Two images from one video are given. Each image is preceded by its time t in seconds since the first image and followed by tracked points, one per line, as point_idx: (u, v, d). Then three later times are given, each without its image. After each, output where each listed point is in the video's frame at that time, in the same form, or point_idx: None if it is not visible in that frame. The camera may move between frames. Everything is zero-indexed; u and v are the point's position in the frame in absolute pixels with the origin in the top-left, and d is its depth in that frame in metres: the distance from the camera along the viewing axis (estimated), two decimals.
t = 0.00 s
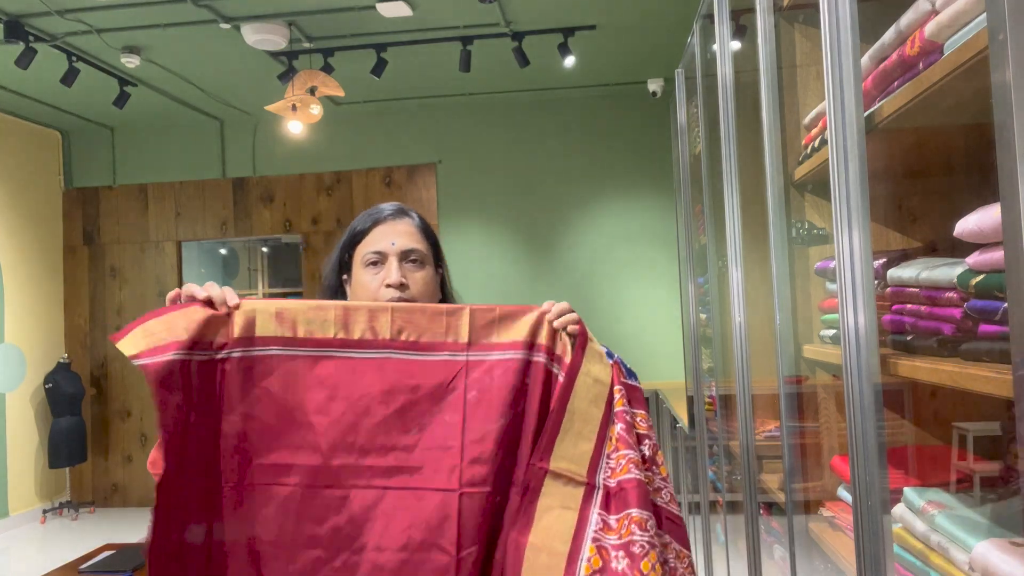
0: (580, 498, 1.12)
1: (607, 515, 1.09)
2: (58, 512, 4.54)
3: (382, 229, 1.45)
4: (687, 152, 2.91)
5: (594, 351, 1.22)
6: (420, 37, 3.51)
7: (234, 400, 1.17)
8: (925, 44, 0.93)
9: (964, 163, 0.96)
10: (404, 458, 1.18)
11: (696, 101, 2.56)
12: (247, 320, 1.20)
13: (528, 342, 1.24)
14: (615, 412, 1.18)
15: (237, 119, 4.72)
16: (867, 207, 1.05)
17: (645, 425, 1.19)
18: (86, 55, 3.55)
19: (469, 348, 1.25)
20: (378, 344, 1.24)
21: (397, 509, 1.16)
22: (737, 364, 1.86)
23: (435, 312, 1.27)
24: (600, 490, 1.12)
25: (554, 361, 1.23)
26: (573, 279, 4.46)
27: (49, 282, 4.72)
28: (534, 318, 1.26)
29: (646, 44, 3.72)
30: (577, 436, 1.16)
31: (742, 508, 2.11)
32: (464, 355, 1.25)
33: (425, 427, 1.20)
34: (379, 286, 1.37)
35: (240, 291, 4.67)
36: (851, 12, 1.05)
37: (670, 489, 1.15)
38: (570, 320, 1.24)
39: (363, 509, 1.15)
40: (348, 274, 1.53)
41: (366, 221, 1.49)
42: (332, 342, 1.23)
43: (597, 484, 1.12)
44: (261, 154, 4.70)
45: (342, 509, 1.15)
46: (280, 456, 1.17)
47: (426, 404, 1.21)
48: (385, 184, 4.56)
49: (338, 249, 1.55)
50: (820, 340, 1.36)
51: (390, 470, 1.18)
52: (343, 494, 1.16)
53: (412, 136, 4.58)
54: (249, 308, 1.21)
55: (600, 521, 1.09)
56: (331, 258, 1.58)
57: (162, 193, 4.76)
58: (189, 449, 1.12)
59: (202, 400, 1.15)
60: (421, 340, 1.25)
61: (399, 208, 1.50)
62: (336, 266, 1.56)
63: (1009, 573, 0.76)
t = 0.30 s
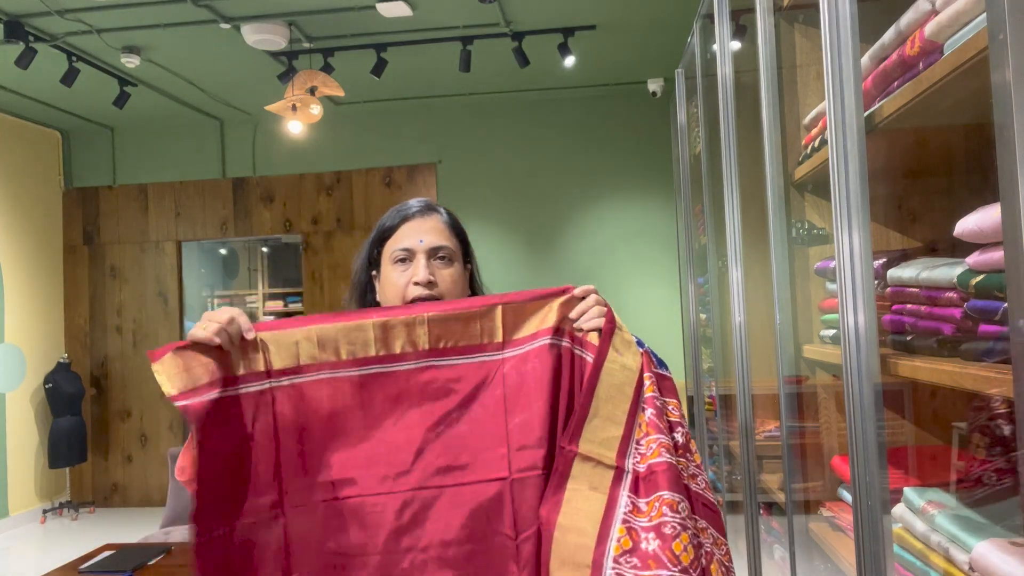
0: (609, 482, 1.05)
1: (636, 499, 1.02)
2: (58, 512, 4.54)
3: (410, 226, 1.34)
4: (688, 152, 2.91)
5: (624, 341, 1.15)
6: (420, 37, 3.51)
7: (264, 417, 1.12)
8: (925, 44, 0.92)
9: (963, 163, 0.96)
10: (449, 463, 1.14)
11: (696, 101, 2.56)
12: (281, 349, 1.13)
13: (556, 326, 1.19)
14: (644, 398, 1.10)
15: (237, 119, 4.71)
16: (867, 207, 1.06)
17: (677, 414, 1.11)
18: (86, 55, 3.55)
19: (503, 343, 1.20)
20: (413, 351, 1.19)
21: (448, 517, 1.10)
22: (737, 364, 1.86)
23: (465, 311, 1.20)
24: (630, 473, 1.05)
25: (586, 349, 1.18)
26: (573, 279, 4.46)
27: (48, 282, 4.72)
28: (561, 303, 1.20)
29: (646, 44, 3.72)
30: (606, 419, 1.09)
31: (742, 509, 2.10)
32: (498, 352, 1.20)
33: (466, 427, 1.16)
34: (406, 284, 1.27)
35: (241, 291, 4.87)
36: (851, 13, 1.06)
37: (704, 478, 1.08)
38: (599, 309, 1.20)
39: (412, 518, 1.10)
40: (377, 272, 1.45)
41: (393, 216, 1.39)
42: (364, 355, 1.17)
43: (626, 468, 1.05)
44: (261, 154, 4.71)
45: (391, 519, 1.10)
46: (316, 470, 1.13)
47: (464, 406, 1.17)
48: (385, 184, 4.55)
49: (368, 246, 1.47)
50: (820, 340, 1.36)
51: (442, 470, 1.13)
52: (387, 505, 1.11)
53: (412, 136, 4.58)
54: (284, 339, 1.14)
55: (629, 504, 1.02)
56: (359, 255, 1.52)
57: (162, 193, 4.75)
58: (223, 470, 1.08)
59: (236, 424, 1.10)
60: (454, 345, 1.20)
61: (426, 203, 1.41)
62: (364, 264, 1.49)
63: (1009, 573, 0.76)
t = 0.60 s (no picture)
0: (644, 492, 1.05)
1: (672, 508, 1.03)
2: (58, 512, 4.54)
3: (428, 226, 1.39)
4: (688, 152, 2.91)
5: (649, 348, 1.15)
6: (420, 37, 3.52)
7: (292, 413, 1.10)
8: (925, 44, 0.92)
9: (964, 164, 0.96)
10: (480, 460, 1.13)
11: (696, 102, 2.56)
12: (307, 338, 1.14)
13: (579, 329, 1.20)
14: (673, 407, 1.11)
15: (237, 119, 4.71)
16: (867, 207, 1.06)
17: (704, 422, 1.13)
18: (86, 55, 3.55)
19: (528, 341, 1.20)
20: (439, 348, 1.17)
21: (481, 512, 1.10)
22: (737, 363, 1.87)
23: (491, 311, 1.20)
24: (663, 482, 1.05)
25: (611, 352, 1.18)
26: (573, 279, 4.46)
27: (48, 282, 4.72)
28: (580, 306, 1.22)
29: (646, 44, 3.72)
30: (637, 428, 1.09)
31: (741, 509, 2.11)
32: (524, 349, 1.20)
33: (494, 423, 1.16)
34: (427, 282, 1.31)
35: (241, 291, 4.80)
36: (851, 13, 1.06)
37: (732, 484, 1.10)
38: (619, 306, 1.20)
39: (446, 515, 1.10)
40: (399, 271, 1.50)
41: (413, 217, 1.44)
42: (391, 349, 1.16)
43: (659, 477, 1.06)
44: (261, 154, 4.70)
45: (426, 517, 1.09)
46: (344, 468, 1.10)
47: (492, 403, 1.16)
48: (385, 184, 4.55)
49: (389, 247, 1.52)
50: (820, 340, 1.35)
51: (474, 467, 1.13)
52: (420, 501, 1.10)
53: (412, 136, 4.58)
54: (310, 327, 1.14)
55: (665, 513, 1.03)
56: (381, 257, 1.56)
57: (162, 193, 4.76)
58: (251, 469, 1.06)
59: (265, 420, 1.08)
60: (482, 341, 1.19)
61: (445, 203, 1.45)
62: (387, 264, 1.53)
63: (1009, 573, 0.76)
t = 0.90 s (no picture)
0: (676, 494, 1.09)
1: (701, 509, 1.08)
2: (58, 512, 4.54)
3: (440, 228, 1.39)
4: (688, 152, 2.91)
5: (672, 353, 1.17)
6: (420, 37, 3.52)
7: (311, 412, 1.13)
8: (925, 44, 0.92)
9: (964, 164, 0.96)
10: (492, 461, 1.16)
11: (696, 102, 2.56)
12: (328, 336, 1.17)
13: (597, 334, 1.21)
14: (694, 411, 1.16)
15: (237, 119, 4.71)
16: (866, 207, 1.06)
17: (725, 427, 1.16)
18: (86, 55, 3.55)
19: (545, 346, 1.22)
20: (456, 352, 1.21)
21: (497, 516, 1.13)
22: (737, 363, 1.87)
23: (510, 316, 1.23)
24: (691, 484, 1.10)
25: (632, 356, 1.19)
26: (573, 279, 4.46)
27: (48, 282, 4.72)
28: (599, 312, 1.23)
29: (646, 44, 3.72)
30: (665, 431, 1.12)
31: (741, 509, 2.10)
32: (541, 353, 1.22)
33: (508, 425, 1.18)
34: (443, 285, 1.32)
35: (241, 290, 4.79)
36: (851, 13, 1.06)
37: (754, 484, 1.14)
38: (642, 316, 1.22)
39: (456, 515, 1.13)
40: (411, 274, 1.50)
41: (422, 220, 1.44)
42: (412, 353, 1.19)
43: (688, 479, 1.10)
44: (261, 154, 4.70)
45: (437, 515, 1.13)
46: (359, 466, 1.14)
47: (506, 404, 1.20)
48: (385, 184, 4.55)
49: (399, 250, 1.51)
50: (820, 340, 1.35)
51: (487, 468, 1.16)
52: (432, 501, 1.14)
53: (413, 136, 4.58)
54: (332, 326, 1.17)
55: (696, 515, 1.08)
56: (390, 261, 1.56)
57: (162, 193, 4.76)
58: (276, 465, 1.09)
59: (284, 419, 1.12)
60: (497, 344, 1.22)
61: (453, 204, 1.45)
62: (397, 267, 1.53)
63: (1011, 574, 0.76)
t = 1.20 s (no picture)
0: (688, 505, 1.09)
1: (713, 520, 1.08)
2: (58, 512, 4.54)
3: (451, 228, 1.38)
4: (688, 152, 2.91)
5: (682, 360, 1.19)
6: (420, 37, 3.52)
7: (320, 418, 1.14)
8: (925, 44, 0.92)
9: (964, 163, 0.96)
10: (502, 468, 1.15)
11: (696, 102, 2.56)
12: (338, 341, 1.18)
13: (608, 340, 1.22)
14: (706, 419, 1.16)
15: (237, 119, 4.71)
16: (867, 207, 1.06)
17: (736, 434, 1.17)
18: (86, 55, 3.55)
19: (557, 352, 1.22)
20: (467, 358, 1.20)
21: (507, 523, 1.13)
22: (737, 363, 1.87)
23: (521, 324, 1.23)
24: (703, 495, 1.10)
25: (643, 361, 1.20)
26: (573, 280, 4.46)
27: (48, 281, 4.72)
28: (610, 317, 1.23)
29: (646, 44, 3.72)
30: (676, 441, 1.13)
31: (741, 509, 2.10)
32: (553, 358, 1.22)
33: (521, 431, 1.18)
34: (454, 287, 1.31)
35: (240, 290, 4.78)
36: (851, 13, 1.06)
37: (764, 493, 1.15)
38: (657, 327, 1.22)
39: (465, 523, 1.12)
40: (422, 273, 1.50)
41: (434, 220, 1.43)
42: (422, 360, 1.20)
43: (700, 489, 1.10)
44: (261, 154, 4.70)
45: (446, 522, 1.12)
46: (368, 473, 1.14)
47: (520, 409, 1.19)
48: (385, 184, 4.55)
49: (411, 250, 1.50)
50: (820, 340, 1.35)
51: (497, 477, 1.15)
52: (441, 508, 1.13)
53: (413, 136, 4.58)
54: (342, 331, 1.18)
55: (708, 525, 1.08)
56: (403, 258, 1.56)
57: (162, 193, 4.75)
58: (287, 468, 1.11)
59: (292, 421, 1.13)
60: (509, 349, 1.21)
61: (465, 204, 1.44)
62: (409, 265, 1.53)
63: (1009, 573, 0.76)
